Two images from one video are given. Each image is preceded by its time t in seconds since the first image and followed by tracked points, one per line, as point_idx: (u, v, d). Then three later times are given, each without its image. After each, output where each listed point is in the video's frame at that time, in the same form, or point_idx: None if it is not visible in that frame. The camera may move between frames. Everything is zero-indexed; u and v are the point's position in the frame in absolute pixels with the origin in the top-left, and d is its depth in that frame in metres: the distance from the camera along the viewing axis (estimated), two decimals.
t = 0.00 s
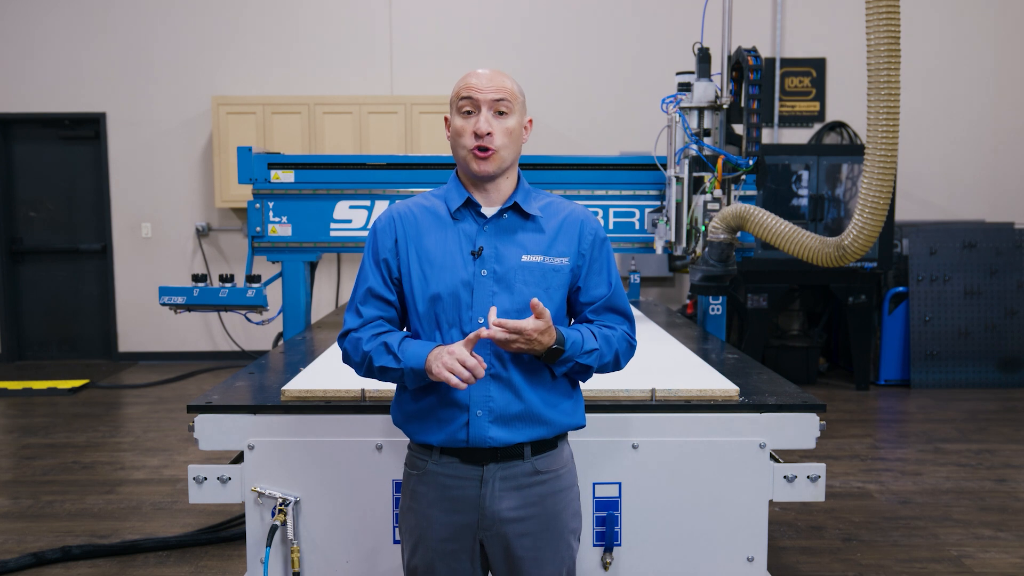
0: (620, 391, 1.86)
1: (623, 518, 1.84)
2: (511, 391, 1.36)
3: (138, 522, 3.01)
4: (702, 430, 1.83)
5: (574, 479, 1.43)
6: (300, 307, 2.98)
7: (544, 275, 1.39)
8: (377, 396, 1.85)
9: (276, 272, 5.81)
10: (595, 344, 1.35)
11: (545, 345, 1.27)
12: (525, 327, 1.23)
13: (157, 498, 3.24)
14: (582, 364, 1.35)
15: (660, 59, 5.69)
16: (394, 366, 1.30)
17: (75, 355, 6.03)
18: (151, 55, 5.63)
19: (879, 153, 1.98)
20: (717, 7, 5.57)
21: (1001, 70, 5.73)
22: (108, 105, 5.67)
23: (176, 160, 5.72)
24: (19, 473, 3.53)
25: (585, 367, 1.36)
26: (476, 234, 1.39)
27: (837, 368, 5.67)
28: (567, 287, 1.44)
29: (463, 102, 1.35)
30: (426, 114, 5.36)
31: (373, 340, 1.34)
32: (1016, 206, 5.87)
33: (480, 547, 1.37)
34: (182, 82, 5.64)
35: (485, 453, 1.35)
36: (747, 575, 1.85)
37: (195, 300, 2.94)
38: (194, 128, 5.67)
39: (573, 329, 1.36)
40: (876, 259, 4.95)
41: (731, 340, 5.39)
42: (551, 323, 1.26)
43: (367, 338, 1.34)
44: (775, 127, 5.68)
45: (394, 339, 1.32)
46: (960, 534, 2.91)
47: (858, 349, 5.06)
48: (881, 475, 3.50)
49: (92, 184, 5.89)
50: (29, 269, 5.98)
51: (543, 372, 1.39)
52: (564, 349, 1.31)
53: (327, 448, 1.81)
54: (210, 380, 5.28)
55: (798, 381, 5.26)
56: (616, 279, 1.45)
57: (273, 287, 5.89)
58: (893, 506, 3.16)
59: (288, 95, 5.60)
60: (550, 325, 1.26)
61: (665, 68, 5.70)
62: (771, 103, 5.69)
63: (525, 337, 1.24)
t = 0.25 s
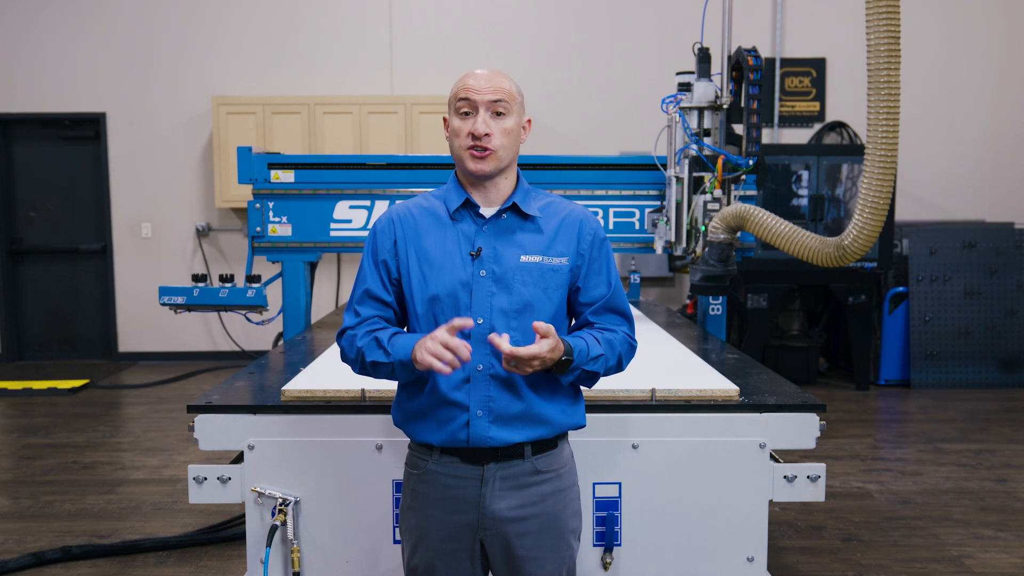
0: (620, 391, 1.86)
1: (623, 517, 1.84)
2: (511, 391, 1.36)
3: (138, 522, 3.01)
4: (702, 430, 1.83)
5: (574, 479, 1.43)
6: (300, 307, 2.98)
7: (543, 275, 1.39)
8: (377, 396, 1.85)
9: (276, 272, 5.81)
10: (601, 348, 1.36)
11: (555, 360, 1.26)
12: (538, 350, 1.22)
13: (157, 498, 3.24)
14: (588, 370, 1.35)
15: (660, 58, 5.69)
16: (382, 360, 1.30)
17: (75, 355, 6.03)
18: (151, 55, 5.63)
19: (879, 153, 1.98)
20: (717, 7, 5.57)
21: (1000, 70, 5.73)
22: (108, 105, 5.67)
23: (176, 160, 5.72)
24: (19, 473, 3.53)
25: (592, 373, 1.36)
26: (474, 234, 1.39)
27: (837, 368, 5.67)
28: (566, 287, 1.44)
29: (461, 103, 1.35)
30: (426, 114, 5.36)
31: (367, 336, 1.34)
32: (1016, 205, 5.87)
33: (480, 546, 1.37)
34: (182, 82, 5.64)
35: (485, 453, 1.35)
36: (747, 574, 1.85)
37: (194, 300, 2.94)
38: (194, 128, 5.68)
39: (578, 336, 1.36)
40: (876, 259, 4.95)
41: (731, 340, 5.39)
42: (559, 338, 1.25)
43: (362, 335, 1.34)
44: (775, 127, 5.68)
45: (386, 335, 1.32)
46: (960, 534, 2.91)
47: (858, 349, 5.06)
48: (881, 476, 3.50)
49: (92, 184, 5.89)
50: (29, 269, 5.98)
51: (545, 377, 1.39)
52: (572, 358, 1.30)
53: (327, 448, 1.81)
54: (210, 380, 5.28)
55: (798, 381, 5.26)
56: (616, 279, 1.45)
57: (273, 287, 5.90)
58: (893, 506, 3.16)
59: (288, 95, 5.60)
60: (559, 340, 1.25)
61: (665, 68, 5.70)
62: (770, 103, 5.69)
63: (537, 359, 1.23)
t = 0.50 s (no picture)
0: (620, 391, 1.86)
1: (623, 518, 1.84)
2: (510, 390, 1.36)
3: (138, 522, 3.01)
4: (701, 430, 1.83)
5: (574, 478, 1.43)
6: (300, 307, 2.98)
7: (543, 274, 1.39)
8: (377, 396, 1.85)
9: (276, 273, 5.81)
10: (603, 348, 1.36)
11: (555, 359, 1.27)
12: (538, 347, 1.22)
13: (157, 498, 3.24)
14: (592, 369, 1.35)
15: (660, 59, 5.69)
16: (384, 345, 1.29)
17: (75, 355, 6.04)
18: (151, 55, 5.63)
19: (879, 153, 1.98)
20: (717, 7, 5.57)
21: (1000, 70, 5.73)
22: (108, 105, 5.67)
23: (176, 160, 5.72)
24: (19, 473, 3.53)
25: (595, 371, 1.36)
26: (475, 233, 1.40)
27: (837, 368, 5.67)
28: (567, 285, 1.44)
29: (461, 98, 1.35)
30: (426, 114, 5.36)
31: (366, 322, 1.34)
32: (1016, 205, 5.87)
33: (480, 546, 1.37)
34: (182, 82, 5.64)
35: (483, 453, 1.35)
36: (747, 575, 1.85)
37: (194, 300, 2.94)
38: (194, 128, 5.68)
39: (581, 335, 1.36)
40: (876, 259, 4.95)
41: (731, 340, 5.39)
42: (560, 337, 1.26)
43: (361, 326, 1.34)
44: (775, 127, 5.68)
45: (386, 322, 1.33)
46: (960, 534, 2.91)
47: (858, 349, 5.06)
48: (881, 475, 3.50)
49: (92, 184, 5.89)
50: (29, 269, 5.98)
51: (545, 375, 1.39)
52: (575, 357, 1.30)
53: (327, 448, 1.81)
54: (210, 380, 5.28)
55: (798, 381, 5.26)
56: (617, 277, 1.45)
57: (273, 287, 5.90)
58: (893, 506, 3.16)
59: (288, 95, 5.60)
60: (560, 339, 1.25)
61: (665, 68, 5.70)
62: (771, 103, 5.69)
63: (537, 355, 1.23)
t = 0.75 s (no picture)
0: (620, 391, 1.86)
1: (623, 518, 1.84)
2: (511, 390, 1.36)
3: (138, 522, 3.01)
4: (702, 430, 1.83)
5: (574, 478, 1.43)
6: (300, 307, 2.98)
7: (546, 274, 1.39)
8: (377, 396, 1.85)
9: (276, 272, 5.81)
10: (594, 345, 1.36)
11: (541, 349, 1.26)
12: (520, 328, 1.23)
13: (157, 498, 3.24)
14: (581, 366, 1.35)
15: (660, 59, 5.69)
16: (393, 358, 1.29)
17: (75, 355, 6.04)
18: (152, 55, 5.63)
19: (879, 152, 1.98)
20: (717, 7, 5.57)
21: (1000, 69, 5.73)
22: (108, 105, 5.67)
23: (175, 160, 5.72)
24: (19, 473, 3.53)
25: (584, 370, 1.36)
26: (478, 232, 1.40)
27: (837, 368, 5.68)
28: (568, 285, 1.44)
29: (466, 100, 1.35)
30: (426, 114, 5.37)
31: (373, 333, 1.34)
32: (1016, 205, 5.87)
33: (480, 546, 1.37)
34: (182, 82, 5.64)
35: (484, 452, 1.35)
36: (747, 574, 1.85)
37: (194, 300, 2.94)
38: (194, 128, 5.68)
39: (573, 332, 1.36)
40: (876, 259, 4.95)
41: (731, 340, 5.39)
42: (547, 326, 1.26)
43: (366, 331, 1.33)
44: (775, 127, 5.68)
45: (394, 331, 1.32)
46: (959, 534, 2.91)
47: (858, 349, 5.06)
48: (881, 476, 3.50)
49: (92, 184, 5.89)
50: (29, 269, 5.98)
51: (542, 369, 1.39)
52: (563, 352, 1.31)
53: (327, 448, 1.81)
54: (210, 380, 5.28)
55: (798, 381, 5.26)
56: (616, 278, 1.45)
57: (273, 287, 5.90)
58: (893, 506, 3.16)
59: (289, 95, 5.60)
60: (547, 328, 1.25)
61: (665, 68, 5.70)
62: (771, 103, 5.69)
63: (519, 336, 1.24)
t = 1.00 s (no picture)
0: (620, 391, 1.86)
1: (623, 517, 1.84)
2: (512, 390, 1.36)
3: (138, 522, 3.01)
4: (701, 430, 1.83)
5: (574, 477, 1.43)
6: (300, 307, 2.98)
7: (547, 275, 1.39)
8: (377, 396, 1.85)
9: (276, 272, 5.81)
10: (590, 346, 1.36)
11: (536, 348, 1.27)
12: (515, 327, 1.23)
13: (157, 498, 3.24)
14: (577, 366, 1.35)
15: (661, 58, 5.69)
16: (399, 365, 1.30)
17: (75, 355, 6.04)
18: (153, 55, 5.63)
19: (879, 152, 1.98)
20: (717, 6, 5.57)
21: (1000, 69, 5.72)
22: (108, 105, 5.67)
23: (176, 160, 5.72)
24: (19, 473, 3.53)
25: (579, 370, 1.37)
26: (480, 233, 1.40)
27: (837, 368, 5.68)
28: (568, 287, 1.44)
29: (468, 103, 1.35)
30: (426, 114, 5.37)
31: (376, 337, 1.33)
32: (1016, 204, 5.87)
33: (480, 546, 1.37)
34: (182, 82, 5.64)
35: (484, 453, 1.35)
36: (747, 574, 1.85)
37: (195, 300, 2.94)
38: (194, 128, 5.68)
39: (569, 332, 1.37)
40: (876, 259, 4.95)
41: (732, 340, 5.39)
42: (542, 324, 1.26)
43: (371, 336, 1.33)
44: (775, 127, 5.68)
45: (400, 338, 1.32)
46: (959, 534, 2.91)
47: (858, 349, 5.06)
48: (881, 476, 3.50)
49: (92, 184, 5.89)
50: (29, 269, 5.98)
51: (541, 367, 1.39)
52: (559, 352, 1.31)
53: (327, 448, 1.81)
54: (210, 380, 5.28)
55: (798, 381, 5.27)
56: (615, 280, 1.45)
57: (273, 287, 5.90)
58: (893, 506, 3.16)
59: (289, 95, 5.60)
60: (543, 327, 1.26)
61: (665, 68, 5.70)
62: (771, 103, 5.69)
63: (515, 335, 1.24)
